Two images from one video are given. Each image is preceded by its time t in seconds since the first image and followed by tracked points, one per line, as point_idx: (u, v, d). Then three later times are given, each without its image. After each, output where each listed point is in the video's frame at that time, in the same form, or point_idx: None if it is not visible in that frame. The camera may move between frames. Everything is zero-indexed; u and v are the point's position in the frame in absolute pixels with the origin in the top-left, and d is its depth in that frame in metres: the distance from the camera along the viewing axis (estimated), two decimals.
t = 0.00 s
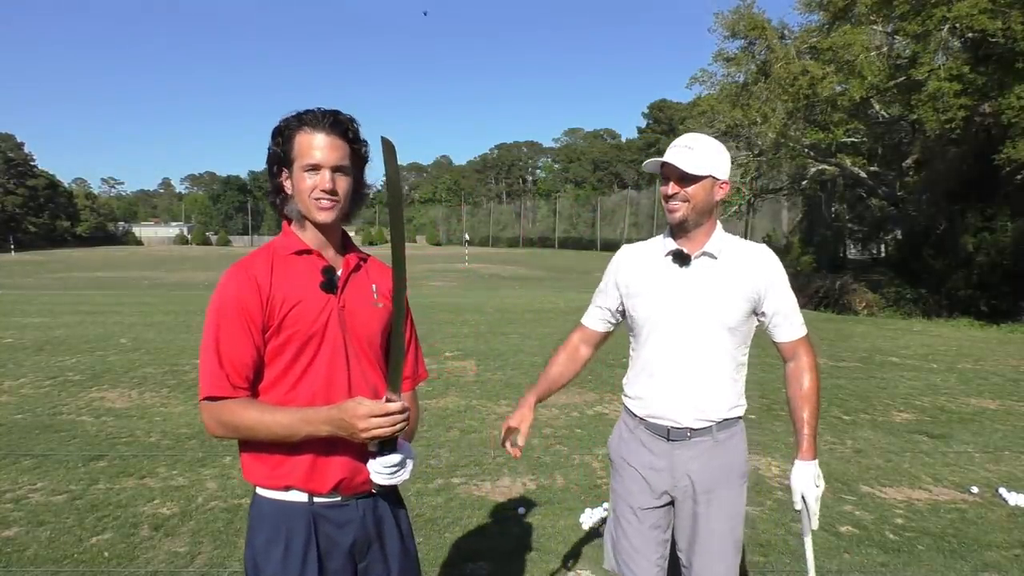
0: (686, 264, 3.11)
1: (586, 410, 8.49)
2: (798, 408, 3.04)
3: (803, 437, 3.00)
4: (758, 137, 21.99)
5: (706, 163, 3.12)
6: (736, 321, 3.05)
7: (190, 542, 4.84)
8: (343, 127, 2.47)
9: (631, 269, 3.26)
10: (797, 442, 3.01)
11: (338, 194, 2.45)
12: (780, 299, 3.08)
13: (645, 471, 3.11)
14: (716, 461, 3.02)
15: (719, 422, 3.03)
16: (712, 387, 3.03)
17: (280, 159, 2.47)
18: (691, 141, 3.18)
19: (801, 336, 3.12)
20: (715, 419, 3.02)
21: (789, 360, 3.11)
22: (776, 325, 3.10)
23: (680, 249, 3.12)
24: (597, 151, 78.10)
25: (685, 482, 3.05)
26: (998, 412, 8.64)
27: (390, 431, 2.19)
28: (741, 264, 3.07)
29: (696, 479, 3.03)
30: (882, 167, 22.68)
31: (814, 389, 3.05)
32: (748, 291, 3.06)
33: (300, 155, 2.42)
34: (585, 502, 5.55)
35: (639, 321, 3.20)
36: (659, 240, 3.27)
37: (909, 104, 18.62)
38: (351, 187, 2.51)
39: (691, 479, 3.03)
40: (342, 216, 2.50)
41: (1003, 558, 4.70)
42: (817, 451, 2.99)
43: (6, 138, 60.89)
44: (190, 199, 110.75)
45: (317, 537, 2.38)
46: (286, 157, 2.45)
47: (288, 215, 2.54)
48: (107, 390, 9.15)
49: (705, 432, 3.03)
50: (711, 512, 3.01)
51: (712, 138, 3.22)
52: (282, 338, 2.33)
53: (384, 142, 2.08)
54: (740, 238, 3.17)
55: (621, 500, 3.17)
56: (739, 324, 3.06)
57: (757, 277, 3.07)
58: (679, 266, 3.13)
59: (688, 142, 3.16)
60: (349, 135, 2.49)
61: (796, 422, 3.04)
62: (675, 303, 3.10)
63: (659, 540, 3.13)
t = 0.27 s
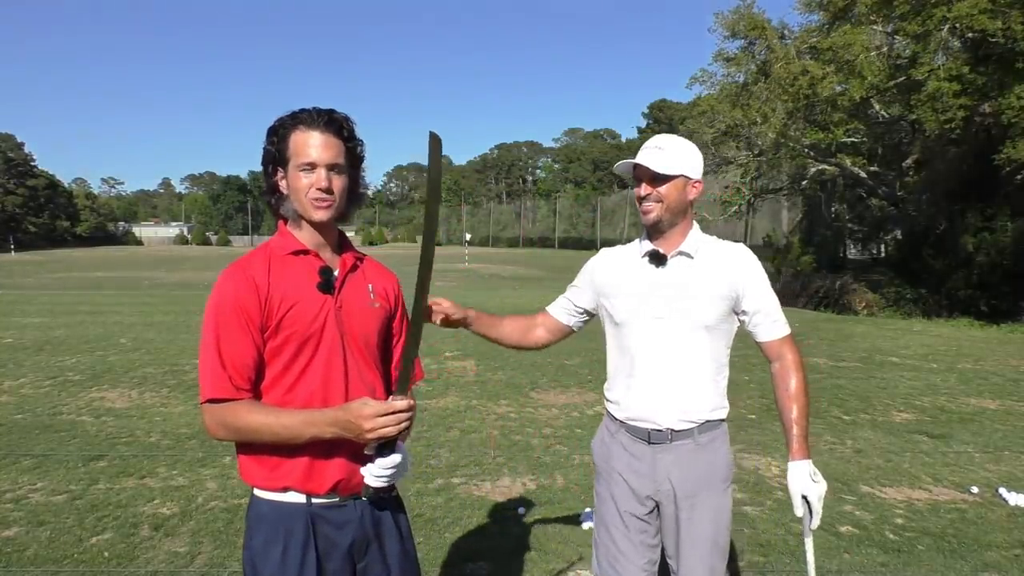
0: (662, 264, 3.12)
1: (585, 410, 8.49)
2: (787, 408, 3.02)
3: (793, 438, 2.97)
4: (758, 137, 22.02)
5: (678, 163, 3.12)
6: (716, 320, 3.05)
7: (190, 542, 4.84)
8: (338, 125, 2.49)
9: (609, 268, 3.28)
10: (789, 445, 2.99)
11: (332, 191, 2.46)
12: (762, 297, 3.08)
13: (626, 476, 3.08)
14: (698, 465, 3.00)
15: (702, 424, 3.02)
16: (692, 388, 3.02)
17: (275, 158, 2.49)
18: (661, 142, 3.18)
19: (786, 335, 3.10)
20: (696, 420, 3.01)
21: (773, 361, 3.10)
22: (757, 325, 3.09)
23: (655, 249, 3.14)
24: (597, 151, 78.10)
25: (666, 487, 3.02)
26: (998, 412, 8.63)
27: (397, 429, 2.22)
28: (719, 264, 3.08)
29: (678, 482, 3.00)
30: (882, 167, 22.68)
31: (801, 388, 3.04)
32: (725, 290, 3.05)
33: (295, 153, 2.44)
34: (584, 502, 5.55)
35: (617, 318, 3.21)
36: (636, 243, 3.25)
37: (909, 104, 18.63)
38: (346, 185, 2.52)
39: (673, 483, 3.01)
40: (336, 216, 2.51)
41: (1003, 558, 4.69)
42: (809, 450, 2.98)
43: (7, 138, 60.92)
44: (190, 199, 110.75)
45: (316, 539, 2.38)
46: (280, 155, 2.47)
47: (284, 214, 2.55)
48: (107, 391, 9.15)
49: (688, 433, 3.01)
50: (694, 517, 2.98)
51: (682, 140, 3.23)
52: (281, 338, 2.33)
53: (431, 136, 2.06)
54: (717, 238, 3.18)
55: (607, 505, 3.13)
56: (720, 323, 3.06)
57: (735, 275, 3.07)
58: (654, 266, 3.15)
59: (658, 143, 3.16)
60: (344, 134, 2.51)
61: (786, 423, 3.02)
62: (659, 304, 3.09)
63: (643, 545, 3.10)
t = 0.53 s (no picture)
0: (647, 266, 3.10)
1: (585, 410, 8.48)
2: (770, 411, 3.01)
3: (776, 441, 2.95)
4: (758, 137, 22.06)
5: (656, 166, 3.10)
6: (701, 319, 3.04)
7: (190, 542, 4.84)
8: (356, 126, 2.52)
9: (591, 268, 3.25)
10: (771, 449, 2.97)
11: (368, 196, 2.52)
12: (747, 298, 3.10)
13: (613, 479, 3.05)
14: (685, 468, 2.96)
15: (687, 425, 2.99)
16: (676, 389, 3.00)
17: (321, 158, 2.39)
18: (641, 144, 3.15)
19: (768, 338, 3.11)
20: (682, 422, 2.99)
21: (756, 365, 3.08)
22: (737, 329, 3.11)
23: (639, 251, 3.11)
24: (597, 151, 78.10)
25: (653, 490, 2.99)
26: (998, 412, 8.63)
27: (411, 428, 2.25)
28: (703, 266, 3.07)
29: (665, 486, 2.97)
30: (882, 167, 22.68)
31: (786, 392, 3.02)
32: (707, 290, 3.05)
33: (346, 159, 2.43)
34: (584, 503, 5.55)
35: (597, 317, 3.19)
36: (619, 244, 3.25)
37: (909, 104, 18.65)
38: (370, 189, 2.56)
39: (659, 486, 2.97)
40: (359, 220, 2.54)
41: (1003, 558, 4.69)
42: (790, 455, 2.94)
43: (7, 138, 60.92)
44: (190, 199, 110.74)
45: (321, 539, 2.38)
46: (328, 157, 2.39)
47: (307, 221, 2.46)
48: (107, 390, 9.15)
49: (673, 435, 2.98)
50: (682, 520, 2.95)
51: (663, 139, 3.21)
52: (285, 341, 2.34)
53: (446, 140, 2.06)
54: (704, 241, 3.18)
55: (594, 508, 3.10)
56: (704, 322, 3.05)
57: (717, 275, 3.07)
58: (640, 268, 3.12)
59: (638, 144, 3.15)
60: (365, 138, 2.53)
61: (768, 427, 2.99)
62: (644, 306, 3.06)
63: (632, 548, 3.06)
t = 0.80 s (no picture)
0: (637, 267, 3.10)
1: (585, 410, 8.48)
2: (761, 414, 2.98)
3: (766, 445, 2.94)
4: (758, 137, 22.05)
5: (653, 166, 3.10)
6: (690, 321, 3.03)
7: (190, 542, 4.84)
8: (371, 129, 2.51)
9: (581, 268, 3.26)
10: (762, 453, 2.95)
11: (379, 197, 2.54)
12: (737, 301, 3.08)
13: (603, 482, 3.05)
14: (674, 469, 2.95)
15: (677, 426, 2.98)
16: (665, 393, 2.98)
17: (337, 158, 2.39)
18: (636, 144, 3.14)
19: (761, 338, 3.08)
20: (670, 424, 2.97)
21: (747, 366, 3.06)
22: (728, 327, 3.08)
23: (628, 253, 3.11)
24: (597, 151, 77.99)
25: (641, 492, 2.98)
26: (998, 412, 8.63)
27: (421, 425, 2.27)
28: (694, 267, 3.06)
29: (653, 486, 2.96)
30: (882, 167, 22.68)
31: (777, 395, 3.00)
32: (697, 290, 3.04)
33: (362, 160, 2.44)
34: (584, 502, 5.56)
35: (586, 320, 3.19)
36: (610, 247, 3.23)
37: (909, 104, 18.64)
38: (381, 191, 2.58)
39: (647, 487, 2.97)
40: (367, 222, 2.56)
41: (1003, 558, 4.69)
42: (781, 457, 2.93)
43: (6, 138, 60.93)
44: (190, 199, 110.76)
45: (331, 537, 2.38)
46: (345, 158, 2.40)
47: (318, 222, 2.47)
48: (107, 390, 9.15)
49: (661, 437, 2.97)
50: (673, 522, 2.94)
51: (655, 140, 3.21)
52: (294, 342, 2.33)
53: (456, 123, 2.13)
54: (695, 243, 3.17)
55: (584, 511, 3.10)
56: (695, 324, 3.04)
57: (707, 279, 3.06)
58: (629, 270, 3.11)
59: (632, 145, 3.14)
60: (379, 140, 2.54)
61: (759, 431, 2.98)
62: (635, 307, 3.06)
63: (624, 549, 3.06)
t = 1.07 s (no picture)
0: (635, 269, 3.09)
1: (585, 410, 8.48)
2: (761, 414, 2.94)
3: (767, 446, 2.90)
4: (758, 137, 22.04)
5: (667, 168, 3.12)
6: (686, 323, 3.02)
7: (190, 542, 4.84)
8: (382, 130, 2.52)
9: (580, 268, 3.27)
10: (762, 454, 2.91)
11: (390, 197, 2.54)
12: (735, 302, 3.07)
13: (601, 481, 3.05)
14: (673, 469, 2.94)
15: (675, 426, 2.97)
16: (662, 395, 2.98)
17: (347, 157, 2.39)
18: (648, 145, 3.15)
19: (760, 338, 3.05)
20: (666, 425, 2.96)
21: (747, 367, 3.03)
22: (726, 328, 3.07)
23: (628, 254, 3.10)
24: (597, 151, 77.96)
25: (640, 492, 2.97)
26: (998, 412, 8.63)
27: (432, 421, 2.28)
28: (691, 269, 3.06)
29: (652, 485, 2.95)
30: (882, 167, 22.67)
31: (777, 395, 2.96)
32: (694, 293, 3.03)
33: (374, 160, 2.44)
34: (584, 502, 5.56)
35: (587, 324, 3.18)
36: (611, 248, 3.20)
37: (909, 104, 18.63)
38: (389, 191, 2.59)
39: (646, 487, 2.96)
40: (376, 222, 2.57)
41: (1003, 558, 4.69)
42: (783, 457, 2.89)
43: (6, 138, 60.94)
44: (190, 199, 110.79)
45: (339, 535, 2.38)
46: (356, 157, 2.40)
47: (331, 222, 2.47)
48: (107, 390, 9.14)
49: (659, 437, 2.96)
50: (672, 521, 2.93)
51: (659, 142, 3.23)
52: (304, 342, 2.34)
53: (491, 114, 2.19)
54: (694, 243, 3.17)
55: (583, 510, 3.11)
56: (693, 324, 3.04)
57: (702, 280, 3.05)
58: (628, 271, 3.11)
59: (646, 146, 3.13)
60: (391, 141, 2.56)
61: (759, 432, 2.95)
62: (632, 309, 3.06)
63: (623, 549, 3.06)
